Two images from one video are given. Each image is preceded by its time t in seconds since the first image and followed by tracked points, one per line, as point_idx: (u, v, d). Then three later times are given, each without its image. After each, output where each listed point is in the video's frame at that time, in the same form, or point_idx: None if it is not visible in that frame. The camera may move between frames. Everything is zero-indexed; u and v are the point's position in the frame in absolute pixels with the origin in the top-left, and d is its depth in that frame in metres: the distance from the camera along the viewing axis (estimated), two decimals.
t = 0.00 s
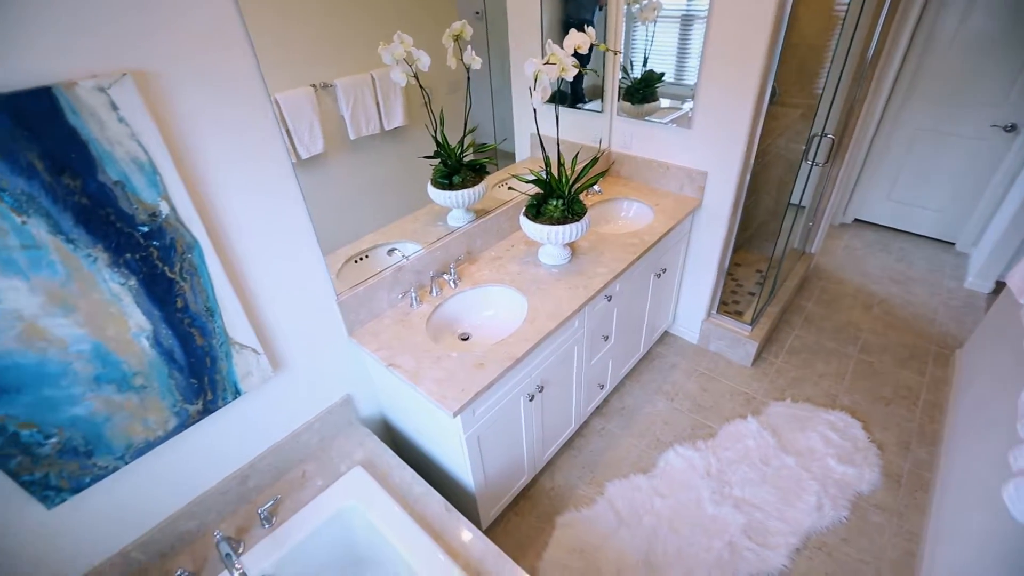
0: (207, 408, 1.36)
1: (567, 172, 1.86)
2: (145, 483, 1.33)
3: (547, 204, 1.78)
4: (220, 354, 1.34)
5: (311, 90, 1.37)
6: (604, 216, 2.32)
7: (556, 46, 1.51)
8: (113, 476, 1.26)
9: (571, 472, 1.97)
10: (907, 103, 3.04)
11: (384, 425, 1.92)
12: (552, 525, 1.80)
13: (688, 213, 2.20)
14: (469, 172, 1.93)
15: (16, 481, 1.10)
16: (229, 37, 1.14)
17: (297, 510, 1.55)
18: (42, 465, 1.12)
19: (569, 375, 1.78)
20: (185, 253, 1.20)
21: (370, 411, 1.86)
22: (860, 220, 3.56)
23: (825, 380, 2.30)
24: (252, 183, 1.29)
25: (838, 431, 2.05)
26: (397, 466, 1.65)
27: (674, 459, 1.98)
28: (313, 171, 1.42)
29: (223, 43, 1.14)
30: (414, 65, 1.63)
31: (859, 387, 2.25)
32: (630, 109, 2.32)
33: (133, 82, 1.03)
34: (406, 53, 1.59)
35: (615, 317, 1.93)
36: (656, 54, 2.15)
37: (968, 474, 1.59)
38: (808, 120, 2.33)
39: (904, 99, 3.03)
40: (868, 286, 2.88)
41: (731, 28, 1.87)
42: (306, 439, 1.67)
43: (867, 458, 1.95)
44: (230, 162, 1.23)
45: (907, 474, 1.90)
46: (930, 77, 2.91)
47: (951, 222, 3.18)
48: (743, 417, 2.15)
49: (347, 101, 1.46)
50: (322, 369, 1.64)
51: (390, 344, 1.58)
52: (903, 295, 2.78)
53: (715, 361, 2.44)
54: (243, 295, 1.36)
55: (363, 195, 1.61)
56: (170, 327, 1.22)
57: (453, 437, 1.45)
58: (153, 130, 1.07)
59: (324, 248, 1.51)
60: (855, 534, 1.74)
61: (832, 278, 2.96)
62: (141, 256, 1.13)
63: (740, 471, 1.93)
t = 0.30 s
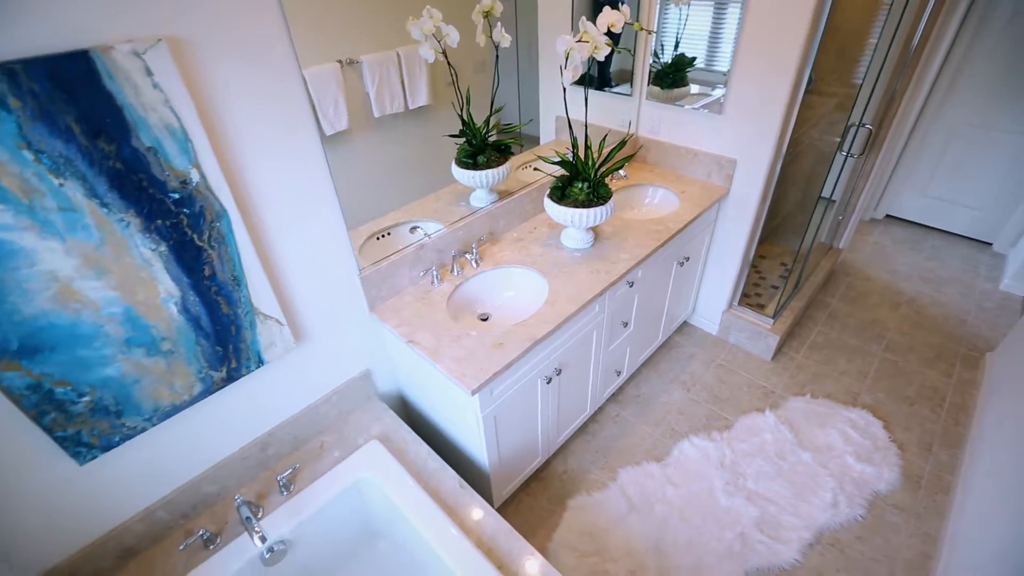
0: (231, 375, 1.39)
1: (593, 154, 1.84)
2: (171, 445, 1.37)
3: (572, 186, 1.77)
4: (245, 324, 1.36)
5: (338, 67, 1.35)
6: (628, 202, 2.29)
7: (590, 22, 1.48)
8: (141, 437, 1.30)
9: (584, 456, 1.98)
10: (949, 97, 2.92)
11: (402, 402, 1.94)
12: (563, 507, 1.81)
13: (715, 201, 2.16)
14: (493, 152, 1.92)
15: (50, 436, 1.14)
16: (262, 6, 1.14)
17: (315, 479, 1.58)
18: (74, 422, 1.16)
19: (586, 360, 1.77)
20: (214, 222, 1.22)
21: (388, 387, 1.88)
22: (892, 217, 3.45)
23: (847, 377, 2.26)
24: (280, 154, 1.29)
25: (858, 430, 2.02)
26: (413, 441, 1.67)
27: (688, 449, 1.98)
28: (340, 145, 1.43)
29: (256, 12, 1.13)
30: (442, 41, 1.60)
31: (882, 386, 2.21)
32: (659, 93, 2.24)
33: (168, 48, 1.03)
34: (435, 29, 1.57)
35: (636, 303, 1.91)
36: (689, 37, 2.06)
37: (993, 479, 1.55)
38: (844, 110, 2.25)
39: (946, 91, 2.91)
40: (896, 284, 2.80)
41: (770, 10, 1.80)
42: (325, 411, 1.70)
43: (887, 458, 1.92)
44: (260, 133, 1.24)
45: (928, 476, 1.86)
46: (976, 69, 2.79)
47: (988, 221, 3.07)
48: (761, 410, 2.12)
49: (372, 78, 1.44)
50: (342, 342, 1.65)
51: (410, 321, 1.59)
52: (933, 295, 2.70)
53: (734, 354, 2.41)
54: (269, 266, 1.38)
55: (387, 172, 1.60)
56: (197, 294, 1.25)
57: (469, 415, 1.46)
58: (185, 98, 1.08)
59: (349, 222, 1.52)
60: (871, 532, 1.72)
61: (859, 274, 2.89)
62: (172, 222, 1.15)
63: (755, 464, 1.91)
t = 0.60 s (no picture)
0: (251, 344, 1.41)
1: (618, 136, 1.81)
2: (191, 410, 1.40)
3: (594, 168, 1.75)
4: (265, 294, 1.38)
5: (361, 41, 1.34)
6: (650, 186, 2.25)
7: None
8: (163, 401, 1.33)
9: (594, 440, 1.98)
10: (992, 90, 2.80)
11: (415, 378, 1.95)
12: (572, 489, 1.82)
13: (740, 189, 2.10)
14: (515, 132, 1.89)
15: (77, 396, 1.17)
16: None
17: (329, 450, 1.61)
18: (100, 383, 1.19)
19: (601, 344, 1.76)
20: (237, 191, 1.22)
21: (402, 363, 1.89)
22: (922, 212, 3.35)
23: (866, 374, 2.22)
24: (303, 126, 1.29)
25: (875, 427, 1.99)
26: (426, 418, 1.68)
27: (700, 438, 1.97)
28: (363, 119, 1.42)
29: None
30: (468, 15, 1.57)
31: (902, 384, 2.16)
32: (687, 77, 2.19)
33: (195, 14, 1.03)
34: (461, 3, 1.54)
35: (654, 290, 1.89)
36: (721, 18, 2.00)
37: (1014, 482, 1.52)
38: (880, 99, 2.17)
39: (989, 83, 2.78)
40: (923, 281, 2.72)
41: None
42: (340, 384, 1.72)
43: (904, 456, 1.89)
44: (284, 104, 1.24)
45: (945, 477, 1.83)
46: None
47: None
48: (776, 403, 2.10)
49: (395, 54, 1.43)
50: (358, 317, 1.66)
51: (427, 298, 1.59)
52: (961, 294, 2.63)
53: (751, 345, 2.38)
54: (289, 238, 1.38)
55: (409, 148, 1.59)
56: (219, 263, 1.26)
57: (483, 393, 1.46)
58: (211, 66, 1.07)
59: (370, 197, 1.52)
60: (882, 530, 1.70)
61: (884, 270, 2.82)
62: (196, 190, 1.16)
63: (767, 456, 1.90)
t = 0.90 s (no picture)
0: (270, 314, 1.43)
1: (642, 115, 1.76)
2: (211, 376, 1.43)
3: (618, 147, 1.71)
4: (284, 265, 1.38)
5: (383, 13, 1.31)
6: (673, 168, 2.20)
7: None
8: (184, 366, 1.36)
9: (607, 422, 1.99)
10: None
11: (430, 353, 1.97)
12: (582, 469, 1.84)
13: (766, 172, 2.05)
14: (537, 108, 1.86)
15: (102, 357, 1.20)
16: None
17: (344, 420, 1.63)
18: (124, 346, 1.21)
19: (617, 326, 1.75)
20: (258, 160, 1.22)
21: (417, 338, 1.90)
22: (954, 204, 3.24)
23: (886, 366, 2.17)
24: (325, 95, 1.27)
25: (893, 420, 1.96)
26: (440, 393, 1.70)
27: (713, 424, 1.96)
28: (385, 91, 1.40)
29: None
30: None
31: (924, 378, 2.12)
32: (717, 56, 2.11)
33: None
34: None
35: (672, 273, 1.87)
36: None
37: None
38: (919, 83, 2.08)
39: None
40: (951, 274, 2.64)
41: None
42: (356, 357, 1.74)
43: (921, 451, 1.86)
44: (306, 73, 1.22)
45: (963, 473, 1.80)
46: None
47: None
48: (792, 392, 2.08)
49: (417, 27, 1.40)
50: (375, 290, 1.67)
51: (444, 273, 1.59)
52: (991, 288, 2.54)
53: (769, 333, 2.35)
54: (310, 209, 1.38)
55: (429, 122, 1.57)
56: (240, 232, 1.26)
57: (498, 370, 1.47)
58: (235, 31, 1.06)
59: (390, 171, 1.51)
60: (895, 522, 1.68)
61: (912, 261, 2.74)
62: (218, 157, 1.16)
63: (780, 444, 1.89)
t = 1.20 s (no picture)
0: (289, 281, 1.43)
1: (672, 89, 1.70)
2: (230, 340, 1.45)
3: (644, 121, 1.66)
4: (304, 232, 1.38)
5: None
6: (700, 146, 2.14)
7: None
8: (205, 329, 1.37)
9: (620, 401, 1.99)
10: None
11: (445, 326, 1.97)
12: (594, 446, 1.84)
13: (797, 153, 1.97)
14: (563, 80, 1.81)
15: (126, 319, 1.21)
16: None
17: (360, 389, 1.64)
18: (147, 308, 1.22)
19: (635, 306, 1.73)
20: (280, 124, 1.20)
21: (434, 311, 1.90)
22: (992, 192, 3.10)
23: (910, 357, 2.12)
24: (349, 59, 1.24)
25: (914, 411, 1.92)
26: (455, 365, 1.70)
27: (727, 407, 1.95)
28: (408, 57, 1.36)
29: None
30: None
31: (949, 370, 2.07)
32: (751, 29, 2.00)
33: None
34: None
35: (694, 254, 1.83)
36: None
37: None
38: (967, 62, 1.97)
39: None
40: (984, 265, 2.55)
41: None
42: (373, 327, 1.74)
43: (941, 443, 1.83)
44: (329, 36, 1.19)
45: (983, 467, 1.76)
46: None
47: None
48: (810, 378, 2.05)
49: None
50: (394, 261, 1.66)
51: (464, 246, 1.57)
52: None
53: (790, 319, 2.31)
54: (330, 176, 1.37)
55: (452, 91, 1.53)
56: (261, 198, 1.26)
57: (515, 344, 1.46)
58: None
59: (411, 140, 1.48)
60: (909, 513, 1.67)
61: (943, 250, 2.65)
62: (240, 120, 1.14)
63: (795, 430, 1.87)
